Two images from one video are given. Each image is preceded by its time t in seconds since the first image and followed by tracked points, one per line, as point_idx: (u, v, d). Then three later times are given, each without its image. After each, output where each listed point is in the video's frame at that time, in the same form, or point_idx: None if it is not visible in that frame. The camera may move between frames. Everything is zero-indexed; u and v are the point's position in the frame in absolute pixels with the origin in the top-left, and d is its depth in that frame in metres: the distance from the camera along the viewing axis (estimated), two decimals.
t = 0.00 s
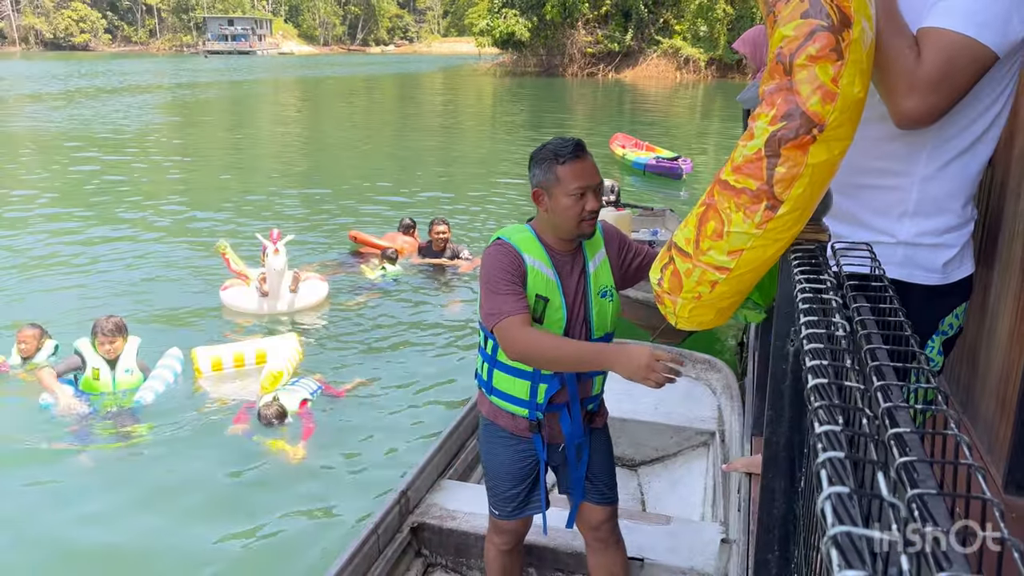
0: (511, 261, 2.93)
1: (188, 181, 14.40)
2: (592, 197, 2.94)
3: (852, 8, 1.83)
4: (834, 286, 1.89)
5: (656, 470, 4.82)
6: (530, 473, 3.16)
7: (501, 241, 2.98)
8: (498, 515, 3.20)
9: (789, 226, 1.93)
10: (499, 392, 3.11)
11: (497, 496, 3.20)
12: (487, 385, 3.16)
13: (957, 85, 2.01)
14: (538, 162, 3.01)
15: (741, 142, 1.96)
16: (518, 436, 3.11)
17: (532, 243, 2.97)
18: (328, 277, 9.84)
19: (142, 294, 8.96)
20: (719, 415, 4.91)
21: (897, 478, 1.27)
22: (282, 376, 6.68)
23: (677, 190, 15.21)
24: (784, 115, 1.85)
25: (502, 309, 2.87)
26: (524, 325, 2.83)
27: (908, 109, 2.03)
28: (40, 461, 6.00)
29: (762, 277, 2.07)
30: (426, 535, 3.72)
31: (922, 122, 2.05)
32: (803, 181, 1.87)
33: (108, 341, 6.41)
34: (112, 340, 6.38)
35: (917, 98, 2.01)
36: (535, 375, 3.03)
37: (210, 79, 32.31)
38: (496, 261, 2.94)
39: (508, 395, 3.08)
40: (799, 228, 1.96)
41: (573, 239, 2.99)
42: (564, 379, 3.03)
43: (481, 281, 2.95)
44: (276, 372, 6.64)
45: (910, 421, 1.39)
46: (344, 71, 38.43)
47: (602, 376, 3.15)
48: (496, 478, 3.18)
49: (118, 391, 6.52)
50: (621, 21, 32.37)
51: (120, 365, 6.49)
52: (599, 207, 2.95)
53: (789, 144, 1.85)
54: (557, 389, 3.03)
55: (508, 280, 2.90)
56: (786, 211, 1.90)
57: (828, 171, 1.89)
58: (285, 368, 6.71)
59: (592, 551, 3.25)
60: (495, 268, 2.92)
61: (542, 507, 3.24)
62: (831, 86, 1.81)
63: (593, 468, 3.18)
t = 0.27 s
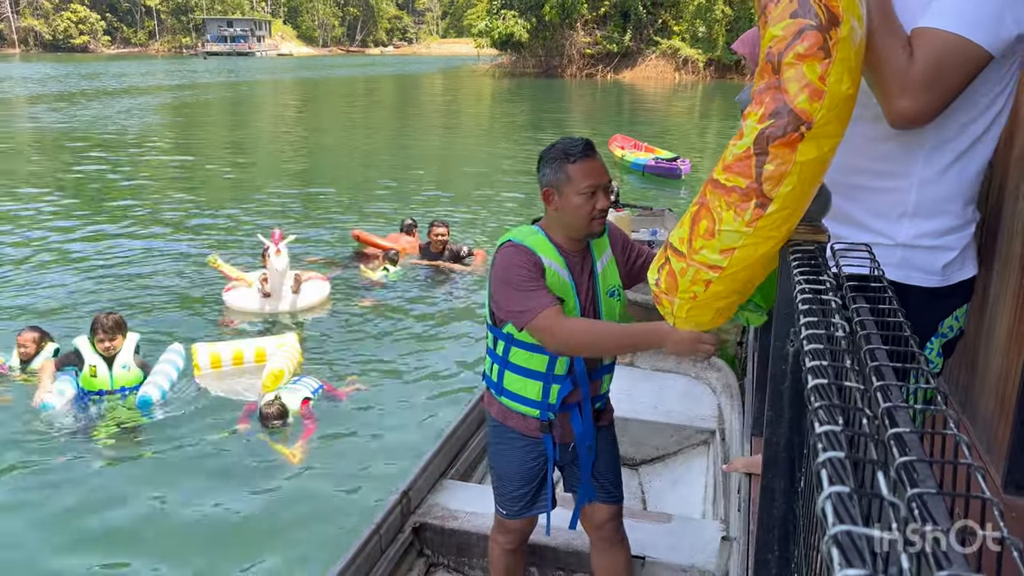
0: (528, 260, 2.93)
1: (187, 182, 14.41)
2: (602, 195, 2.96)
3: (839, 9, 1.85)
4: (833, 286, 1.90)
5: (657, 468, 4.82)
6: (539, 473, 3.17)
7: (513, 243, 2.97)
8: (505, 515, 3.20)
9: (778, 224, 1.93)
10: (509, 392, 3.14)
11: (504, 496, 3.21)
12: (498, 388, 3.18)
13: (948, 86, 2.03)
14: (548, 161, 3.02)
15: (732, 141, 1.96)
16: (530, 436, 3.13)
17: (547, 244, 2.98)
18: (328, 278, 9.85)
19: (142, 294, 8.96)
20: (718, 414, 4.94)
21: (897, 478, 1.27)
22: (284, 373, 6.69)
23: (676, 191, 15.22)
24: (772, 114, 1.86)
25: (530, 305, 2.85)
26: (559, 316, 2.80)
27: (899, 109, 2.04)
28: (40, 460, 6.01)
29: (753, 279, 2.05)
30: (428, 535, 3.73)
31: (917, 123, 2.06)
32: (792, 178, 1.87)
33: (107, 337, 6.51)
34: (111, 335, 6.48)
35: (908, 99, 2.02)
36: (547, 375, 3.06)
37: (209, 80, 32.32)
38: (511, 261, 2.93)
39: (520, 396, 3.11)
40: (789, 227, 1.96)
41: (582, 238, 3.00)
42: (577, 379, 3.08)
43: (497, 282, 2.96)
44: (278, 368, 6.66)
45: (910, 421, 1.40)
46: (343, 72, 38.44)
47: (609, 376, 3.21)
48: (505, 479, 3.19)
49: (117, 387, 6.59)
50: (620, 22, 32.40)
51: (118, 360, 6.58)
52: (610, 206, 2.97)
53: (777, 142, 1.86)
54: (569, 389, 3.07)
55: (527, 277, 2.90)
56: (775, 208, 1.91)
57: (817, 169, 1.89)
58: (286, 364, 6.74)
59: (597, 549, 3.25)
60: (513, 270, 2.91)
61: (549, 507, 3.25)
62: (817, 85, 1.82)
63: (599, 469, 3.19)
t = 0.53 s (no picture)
0: (550, 258, 2.93)
1: (187, 182, 14.40)
2: (617, 193, 2.96)
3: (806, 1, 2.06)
4: (835, 285, 1.90)
5: (660, 467, 4.80)
6: (551, 470, 3.20)
7: (530, 242, 2.97)
8: (514, 511, 3.22)
9: (739, 208, 2.19)
10: (523, 391, 3.14)
11: (514, 492, 3.22)
12: (511, 386, 3.19)
13: (931, 83, 2.03)
14: (561, 161, 3.02)
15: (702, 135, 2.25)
16: (543, 434, 3.14)
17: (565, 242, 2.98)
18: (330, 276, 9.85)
19: (142, 293, 8.96)
20: (721, 413, 4.95)
21: (900, 475, 1.27)
22: (286, 375, 6.67)
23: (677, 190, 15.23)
24: (734, 104, 2.14)
25: (554, 299, 2.86)
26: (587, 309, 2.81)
27: (879, 105, 2.08)
28: (42, 459, 6.00)
29: (723, 260, 2.28)
30: (432, 533, 3.73)
31: (901, 118, 2.08)
32: (749, 161, 2.13)
33: (106, 335, 6.46)
34: (110, 333, 6.45)
35: (889, 94, 2.05)
36: (564, 374, 3.07)
37: (209, 80, 32.31)
38: (530, 258, 2.94)
39: (534, 395, 3.12)
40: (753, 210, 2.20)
41: (597, 237, 3.02)
42: (592, 377, 3.10)
43: (516, 279, 2.96)
44: (281, 370, 6.65)
45: (912, 419, 1.40)
46: (343, 73, 38.45)
47: (621, 374, 3.24)
48: (515, 476, 3.20)
49: (117, 385, 6.55)
50: (620, 23, 32.42)
51: (117, 359, 6.53)
52: (625, 204, 2.98)
53: (735, 130, 2.12)
54: (585, 388, 3.09)
55: (548, 273, 2.90)
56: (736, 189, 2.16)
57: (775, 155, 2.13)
58: (289, 365, 6.75)
59: (604, 547, 3.24)
60: (535, 268, 2.91)
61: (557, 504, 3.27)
62: (776, 72, 2.08)
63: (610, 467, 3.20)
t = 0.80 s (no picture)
0: (569, 257, 2.93)
1: (190, 181, 14.42)
2: (633, 193, 2.96)
3: None
4: (838, 283, 1.90)
5: (663, 466, 4.80)
6: (558, 465, 3.21)
7: (551, 240, 2.98)
8: (518, 507, 3.23)
9: (712, 198, 2.31)
10: (531, 386, 3.15)
11: (519, 488, 3.24)
12: (520, 381, 3.19)
13: (912, 81, 1.93)
14: (578, 162, 3.03)
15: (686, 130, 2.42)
16: (550, 431, 3.15)
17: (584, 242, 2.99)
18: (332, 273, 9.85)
19: (144, 292, 8.95)
20: (724, 412, 4.94)
21: (905, 472, 1.26)
22: (290, 376, 6.63)
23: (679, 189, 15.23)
24: (706, 99, 2.29)
25: (578, 294, 2.88)
26: (609, 304, 2.84)
27: (863, 104, 2.02)
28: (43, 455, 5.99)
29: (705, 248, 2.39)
30: (435, 530, 3.73)
31: (886, 115, 2.00)
32: (716, 149, 2.26)
33: (107, 336, 6.47)
34: (111, 334, 6.45)
35: (868, 91, 1.99)
36: (574, 373, 3.07)
37: (211, 80, 32.34)
38: (550, 255, 2.94)
39: (543, 391, 3.11)
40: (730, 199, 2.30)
41: (613, 238, 3.03)
42: (603, 378, 3.10)
43: (537, 276, 2.98)
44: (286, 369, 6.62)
45: (916, 416, 1.39)
46: (345, 73, 38.49)
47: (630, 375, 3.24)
48: (522, 473, 3.22)
49: (123, 385, 6.58)
50: (622, 23, 32.41)
51: (123, 359, 6.58)
52: (641, 204, 2.99)
53: (704, 123, 2.27)
54: (594, 388, 3.09)
55: (571, 269, 2.91)
56: (707, 177, 2.29)
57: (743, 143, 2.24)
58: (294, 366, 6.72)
59: (610, 544, 3.23)
60: (555, 267, 2.92)
61: (561, 501, 3.29)
62: (740, 66, 2.21)
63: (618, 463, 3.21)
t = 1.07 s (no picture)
0: (592, 259, 2.92)
1: (190, 180, 14.44)
2: (649, 195, 2.98)
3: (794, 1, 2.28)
4: (839, 283, 1.90)
5: (663, 467, 4.81)
6: (564, 464, 3.22)
7: (571, 243, 2.99)
8: (524, 505, 3.22)
9: (723, 189, 2.44)
10: (544, 386, 3.14)
11: (524, 486, 3.23)
12: (532, 380, 3.18)
13: (937, 82, 1.90)
14: (593, 167, 3.04)
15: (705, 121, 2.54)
16: (559, 430, 3.17)
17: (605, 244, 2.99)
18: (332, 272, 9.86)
19: (145, 290, 8.96)
20: (725, 413, 4.95)
21: (905, 473, 1.26)
22: (292, 375, 6.51)
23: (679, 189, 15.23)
24: (723, 93, 2.40)
25: (604, 296, 2.86)
26: (636, 306, 2.81)
27: (885, 106, 2.00)
28: (43, 452, 6.00)
29: (715, 236, 2.52)
30: (437, 526, 3.73)
31: (909, 117, 1.97)
32: (729, 141, 2.37)
33: (116, 336, 6.53)
34: (116, 332, 6.49)
35: (892, 94, 1.97)
36: (589, 375, 3.09)
37: (212, 79, 32.36)
38: (573, 258, 2.94)
39: (556, 391, 3.12)
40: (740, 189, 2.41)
41: (631, 241, 3.04)
42: (615, 381, 3.13)
43: (560, 278, 2.97)
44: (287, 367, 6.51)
45: (916, 417, 1.39)
46: (346, 72, 38.51)
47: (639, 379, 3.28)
48: (527, 471, 3.22)
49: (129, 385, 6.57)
50: (623, 23, 32.39)
51: (126, 357, 6.57)
52: (657, 207, 3.00)
53: (718, 116, 2.39)
54: (607, 391, 3.12)
55: (596, 271, 2.89)
56: (718, 168, 2.41)
57: (756, 137, 2.35)
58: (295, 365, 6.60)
59: (611, 544, 3.23)
60: (577, 269, 2.91)
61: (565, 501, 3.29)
62: (757, 64, 2.32)
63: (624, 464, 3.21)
